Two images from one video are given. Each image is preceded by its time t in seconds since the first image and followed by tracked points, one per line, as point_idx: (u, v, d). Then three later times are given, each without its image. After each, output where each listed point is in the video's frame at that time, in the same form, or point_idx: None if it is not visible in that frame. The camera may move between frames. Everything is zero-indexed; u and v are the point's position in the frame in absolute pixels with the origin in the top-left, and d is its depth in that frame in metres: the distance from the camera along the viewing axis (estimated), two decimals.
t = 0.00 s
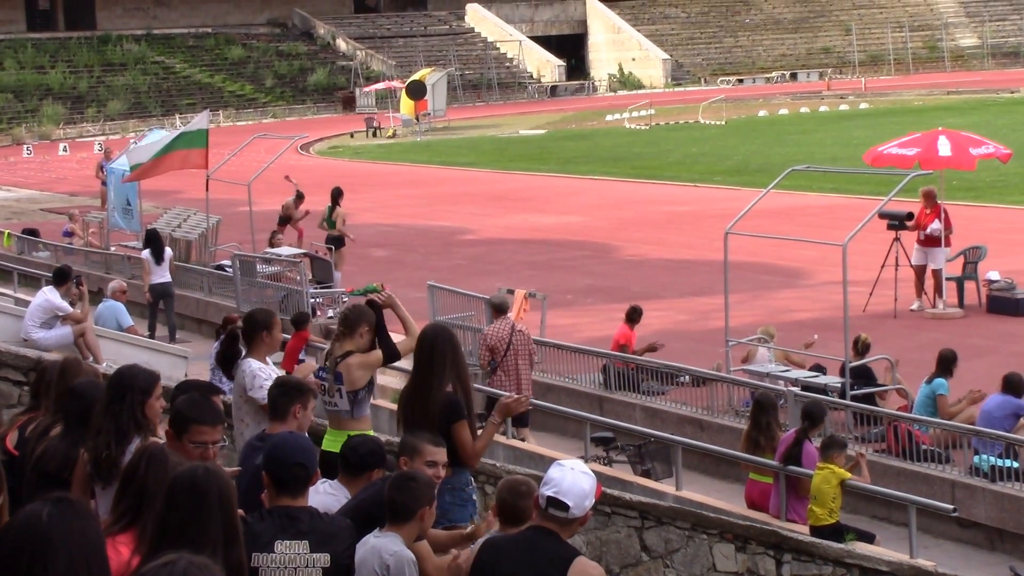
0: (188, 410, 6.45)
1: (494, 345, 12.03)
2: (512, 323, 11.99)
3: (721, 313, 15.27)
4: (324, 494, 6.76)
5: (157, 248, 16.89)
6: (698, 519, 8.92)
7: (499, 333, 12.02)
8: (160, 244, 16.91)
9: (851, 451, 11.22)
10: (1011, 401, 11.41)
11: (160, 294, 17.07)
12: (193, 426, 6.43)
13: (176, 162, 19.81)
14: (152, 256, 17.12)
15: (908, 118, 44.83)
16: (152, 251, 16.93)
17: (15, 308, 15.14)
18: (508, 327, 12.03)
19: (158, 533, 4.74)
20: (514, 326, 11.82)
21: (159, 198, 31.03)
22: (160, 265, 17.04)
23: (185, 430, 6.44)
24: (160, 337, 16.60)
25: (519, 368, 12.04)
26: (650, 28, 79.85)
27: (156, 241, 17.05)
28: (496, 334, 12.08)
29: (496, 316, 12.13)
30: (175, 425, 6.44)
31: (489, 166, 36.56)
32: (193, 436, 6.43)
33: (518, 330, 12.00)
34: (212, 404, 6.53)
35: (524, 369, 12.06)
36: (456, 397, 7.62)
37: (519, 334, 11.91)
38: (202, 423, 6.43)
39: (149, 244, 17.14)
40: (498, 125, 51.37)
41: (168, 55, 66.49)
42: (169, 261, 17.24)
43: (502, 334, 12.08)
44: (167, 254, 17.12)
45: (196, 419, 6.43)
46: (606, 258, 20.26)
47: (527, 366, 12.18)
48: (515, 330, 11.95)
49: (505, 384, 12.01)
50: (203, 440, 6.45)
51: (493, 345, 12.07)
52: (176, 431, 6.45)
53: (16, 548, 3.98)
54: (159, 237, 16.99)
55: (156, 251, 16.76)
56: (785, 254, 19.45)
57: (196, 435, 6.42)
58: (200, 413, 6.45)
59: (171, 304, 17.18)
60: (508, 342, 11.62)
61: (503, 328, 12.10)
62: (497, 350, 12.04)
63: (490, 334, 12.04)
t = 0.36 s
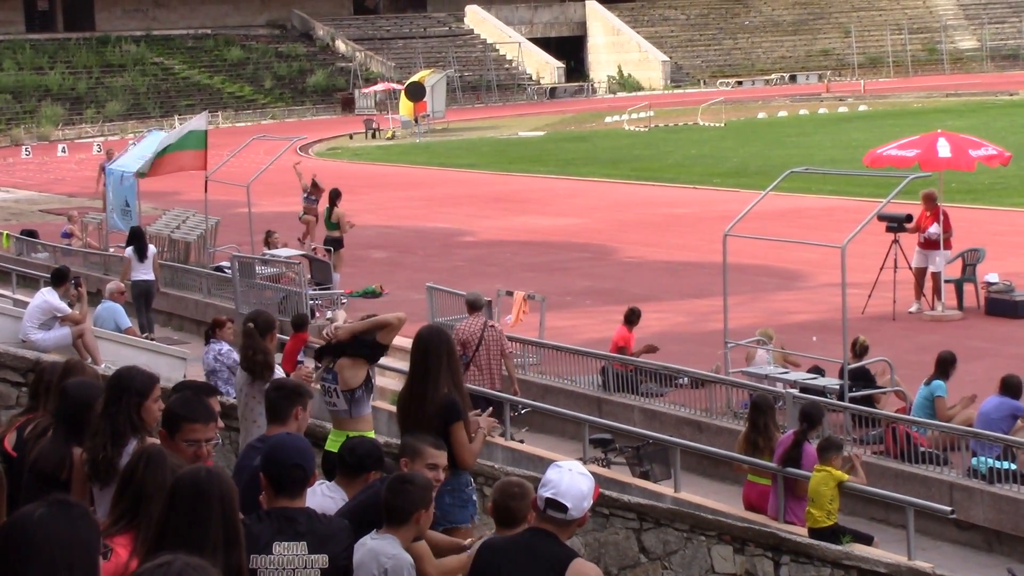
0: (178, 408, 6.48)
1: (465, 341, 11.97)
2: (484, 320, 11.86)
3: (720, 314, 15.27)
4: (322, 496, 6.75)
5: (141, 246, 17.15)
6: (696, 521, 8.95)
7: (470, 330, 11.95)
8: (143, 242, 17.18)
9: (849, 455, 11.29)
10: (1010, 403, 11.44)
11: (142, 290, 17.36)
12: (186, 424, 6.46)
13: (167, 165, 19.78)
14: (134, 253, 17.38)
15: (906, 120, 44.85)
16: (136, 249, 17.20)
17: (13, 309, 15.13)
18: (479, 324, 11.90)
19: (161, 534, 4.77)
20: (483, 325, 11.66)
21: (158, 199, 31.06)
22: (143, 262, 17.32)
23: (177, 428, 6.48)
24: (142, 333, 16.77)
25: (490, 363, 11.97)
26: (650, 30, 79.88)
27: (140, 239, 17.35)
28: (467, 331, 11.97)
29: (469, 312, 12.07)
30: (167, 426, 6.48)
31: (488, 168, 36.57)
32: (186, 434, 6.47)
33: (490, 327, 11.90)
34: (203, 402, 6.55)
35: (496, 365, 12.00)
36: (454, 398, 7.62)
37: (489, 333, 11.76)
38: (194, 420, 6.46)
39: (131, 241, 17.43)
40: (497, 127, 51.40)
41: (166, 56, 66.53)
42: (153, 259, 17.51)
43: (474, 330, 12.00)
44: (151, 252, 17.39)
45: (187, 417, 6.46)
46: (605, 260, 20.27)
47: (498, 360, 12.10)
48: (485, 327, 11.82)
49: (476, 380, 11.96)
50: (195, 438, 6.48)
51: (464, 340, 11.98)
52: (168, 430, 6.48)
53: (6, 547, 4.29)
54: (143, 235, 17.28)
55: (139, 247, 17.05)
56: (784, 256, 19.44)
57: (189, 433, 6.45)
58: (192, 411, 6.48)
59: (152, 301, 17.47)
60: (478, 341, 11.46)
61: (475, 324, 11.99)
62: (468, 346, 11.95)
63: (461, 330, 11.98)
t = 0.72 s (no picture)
0: (160, 409, 6.47)
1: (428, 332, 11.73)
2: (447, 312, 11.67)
3: (704, 312, 15.28)
4: (306, 495, 6.76)
5: (110, 246, 17.23)
6: (681, 520, 8.92)
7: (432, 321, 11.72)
8: (112, 241, 17.27)
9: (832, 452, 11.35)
10: (992, 400, 11.49)
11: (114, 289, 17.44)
12: (168, 425, 6.44)
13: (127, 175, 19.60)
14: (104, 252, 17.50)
15: (888, 118, 44.99)
16: (106, 249, 17.30)
17: None
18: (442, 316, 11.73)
19: (146, 534, 4.87)
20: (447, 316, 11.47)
21: (141, 199, 30.99)
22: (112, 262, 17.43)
23: (160, 429, 6.46)
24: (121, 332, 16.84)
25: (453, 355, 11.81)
26: (632, 28, 79.90)
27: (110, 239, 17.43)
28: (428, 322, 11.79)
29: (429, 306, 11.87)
30: (150, 427, 6.46)
31: (470, 166, 36.55)
32: (169, 434, 6.45)
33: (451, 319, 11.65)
34: (183, 400, 6.53)
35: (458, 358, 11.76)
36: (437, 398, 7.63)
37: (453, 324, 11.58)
38: (176, 419, 6.45)
39: (101, 240, 17.53)
40: (479, 126, 51.40)
41: (148, 56, 66.33)
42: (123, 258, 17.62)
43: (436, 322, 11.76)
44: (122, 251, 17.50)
45: (168, 417, 6.44)
46: (588, 258, 20.30)
47: (460, 353, 11.86)
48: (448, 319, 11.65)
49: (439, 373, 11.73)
50: (178, 437, 6.46)
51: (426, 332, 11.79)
52: (150, 431, 6.47)
53: None
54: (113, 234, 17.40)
55: (109, 247, 17.16)
56: (767, 254, 19.46)
57: (171, 433, 6.43)
58: (173, 411, 6.46)
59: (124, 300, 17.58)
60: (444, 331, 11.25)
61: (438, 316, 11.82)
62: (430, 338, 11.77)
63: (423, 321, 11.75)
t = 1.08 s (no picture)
0: (141, 405, 6.47)
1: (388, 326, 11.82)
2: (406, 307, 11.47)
3: (687, 308, 15.29)
4: (289, 492, 6.83)
5: (81, 241, 17.47)
6: (662, 514, 8.99)
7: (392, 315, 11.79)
8: (83, 236, 17.50)
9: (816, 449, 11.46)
10: (974, 396, 11.50)
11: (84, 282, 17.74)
12: (150, 421, 6.44)
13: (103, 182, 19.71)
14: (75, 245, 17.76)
15: (873, 114, 45.06)
16: (77, 243, 17.52)
17: None
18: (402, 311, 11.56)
19: (126, 528, 4.86)
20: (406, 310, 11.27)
21: (125, 193, 31.00)
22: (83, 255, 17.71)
23: (142, 426, 6.45)
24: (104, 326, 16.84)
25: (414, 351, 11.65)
26: (617, 24, 79.94)
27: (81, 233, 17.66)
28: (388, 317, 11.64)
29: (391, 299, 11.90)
30: (132, 423, 6.46)
31: (455, 162, 36.54)
32: (152, 431, 6.45)
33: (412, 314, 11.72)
34: (166, 396, 6.54)
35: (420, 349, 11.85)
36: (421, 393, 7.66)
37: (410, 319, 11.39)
38: (159, 416, 6.44)
39: (72, 233, 17.74)
40: (464, 122, 51.41)
41: (133, 51, 66.16)
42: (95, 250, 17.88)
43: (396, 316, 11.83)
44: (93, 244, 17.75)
45: (151, 413, 6.43)
46: (572, 253, 20.31)
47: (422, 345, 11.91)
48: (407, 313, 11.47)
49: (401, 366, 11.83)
50: (161, 434, 6.46)
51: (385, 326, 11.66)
52: (132, 427, 6.46)
53: None
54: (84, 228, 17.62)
55: (80, 241, 17.41)
56: (750, 250, 19.49)
57: (154, 430, 6.42)
58: (157, 408, 6.46)
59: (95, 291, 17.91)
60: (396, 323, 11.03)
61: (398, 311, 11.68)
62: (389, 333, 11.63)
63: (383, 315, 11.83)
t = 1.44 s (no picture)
0: (108, 392, 6.42)
1: (332, 308, 12.01)
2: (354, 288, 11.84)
3: (655, 297, 15.29)
4: (256, 479, 6.79)
5: (34, 226, 17.77)
6: (631, 503, 9.11)
7: (336, 297, 12.00)
8: (37, 222, 17.78)
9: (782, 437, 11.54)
10: (941, 385, 11.52)
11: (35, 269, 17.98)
12: (118, 409, 6.39)
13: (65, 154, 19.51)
14: (27, 230, 18.00)
15: (841, 104, 45.21)
16: (30, 228, 17.79)
17: None
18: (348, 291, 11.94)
19: (91, 519, 4.81)
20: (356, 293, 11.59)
21: (92, 182, 30.81)
22: (37, 240, 17.97)
23: (109, 413, 6.42)
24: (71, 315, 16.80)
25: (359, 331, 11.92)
26: (586, 13, 79.95)
27: (35, 219, 17.87)
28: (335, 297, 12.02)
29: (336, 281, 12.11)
30: (98, 410, 6.43)
31: (425, 151, 36.51)
32: (119, 419, 6.41)
33: (356, 295, 11.94)
34: (135, 385, 6.48)
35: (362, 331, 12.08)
36: (391, 382, 7.62)
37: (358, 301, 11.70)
38: (126, 404, 6.40)
39: (27, 218, 17.95)
40: (433, 111, 51.39)
41: (100, 39, 65.76)
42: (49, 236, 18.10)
43: (341, 298, 12.03)
44: (46, 230, 17.98)
45: (119, 401, 6.39)
46: (542, 242, 20.31)
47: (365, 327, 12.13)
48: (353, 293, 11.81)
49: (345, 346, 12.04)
50: (128, 422, 6.42)
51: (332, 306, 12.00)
52: (100, 414, 6.43)
53: None
54: (38, 213, 17.83)
55: (33, 228, 17.69)
56: (719, 239, 19.52)
57: (121, 418, 6.39)
58: (125, 396, 6.41)
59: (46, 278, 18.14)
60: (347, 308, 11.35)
61: (344, 291, 12.07)
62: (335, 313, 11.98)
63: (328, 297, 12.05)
